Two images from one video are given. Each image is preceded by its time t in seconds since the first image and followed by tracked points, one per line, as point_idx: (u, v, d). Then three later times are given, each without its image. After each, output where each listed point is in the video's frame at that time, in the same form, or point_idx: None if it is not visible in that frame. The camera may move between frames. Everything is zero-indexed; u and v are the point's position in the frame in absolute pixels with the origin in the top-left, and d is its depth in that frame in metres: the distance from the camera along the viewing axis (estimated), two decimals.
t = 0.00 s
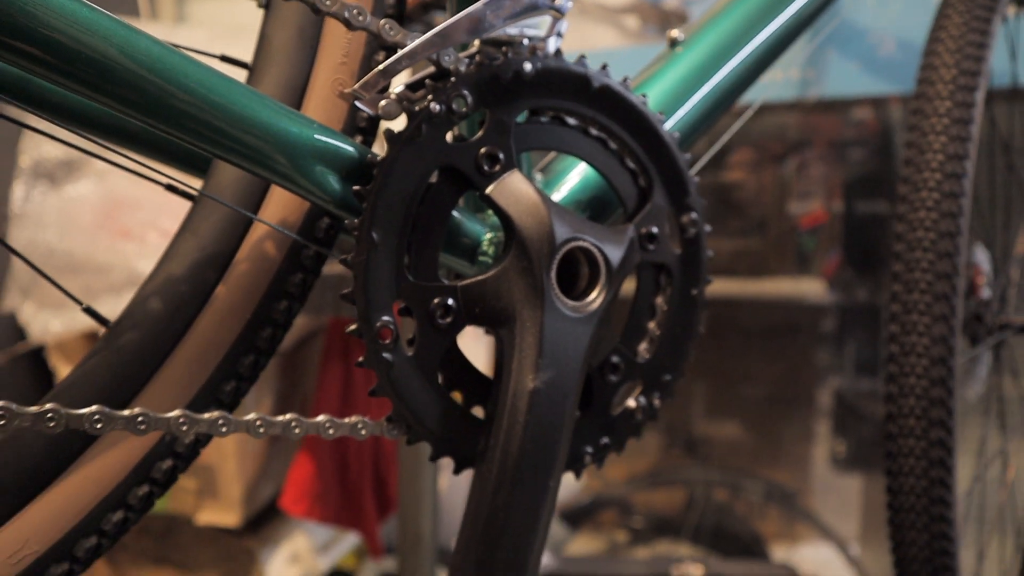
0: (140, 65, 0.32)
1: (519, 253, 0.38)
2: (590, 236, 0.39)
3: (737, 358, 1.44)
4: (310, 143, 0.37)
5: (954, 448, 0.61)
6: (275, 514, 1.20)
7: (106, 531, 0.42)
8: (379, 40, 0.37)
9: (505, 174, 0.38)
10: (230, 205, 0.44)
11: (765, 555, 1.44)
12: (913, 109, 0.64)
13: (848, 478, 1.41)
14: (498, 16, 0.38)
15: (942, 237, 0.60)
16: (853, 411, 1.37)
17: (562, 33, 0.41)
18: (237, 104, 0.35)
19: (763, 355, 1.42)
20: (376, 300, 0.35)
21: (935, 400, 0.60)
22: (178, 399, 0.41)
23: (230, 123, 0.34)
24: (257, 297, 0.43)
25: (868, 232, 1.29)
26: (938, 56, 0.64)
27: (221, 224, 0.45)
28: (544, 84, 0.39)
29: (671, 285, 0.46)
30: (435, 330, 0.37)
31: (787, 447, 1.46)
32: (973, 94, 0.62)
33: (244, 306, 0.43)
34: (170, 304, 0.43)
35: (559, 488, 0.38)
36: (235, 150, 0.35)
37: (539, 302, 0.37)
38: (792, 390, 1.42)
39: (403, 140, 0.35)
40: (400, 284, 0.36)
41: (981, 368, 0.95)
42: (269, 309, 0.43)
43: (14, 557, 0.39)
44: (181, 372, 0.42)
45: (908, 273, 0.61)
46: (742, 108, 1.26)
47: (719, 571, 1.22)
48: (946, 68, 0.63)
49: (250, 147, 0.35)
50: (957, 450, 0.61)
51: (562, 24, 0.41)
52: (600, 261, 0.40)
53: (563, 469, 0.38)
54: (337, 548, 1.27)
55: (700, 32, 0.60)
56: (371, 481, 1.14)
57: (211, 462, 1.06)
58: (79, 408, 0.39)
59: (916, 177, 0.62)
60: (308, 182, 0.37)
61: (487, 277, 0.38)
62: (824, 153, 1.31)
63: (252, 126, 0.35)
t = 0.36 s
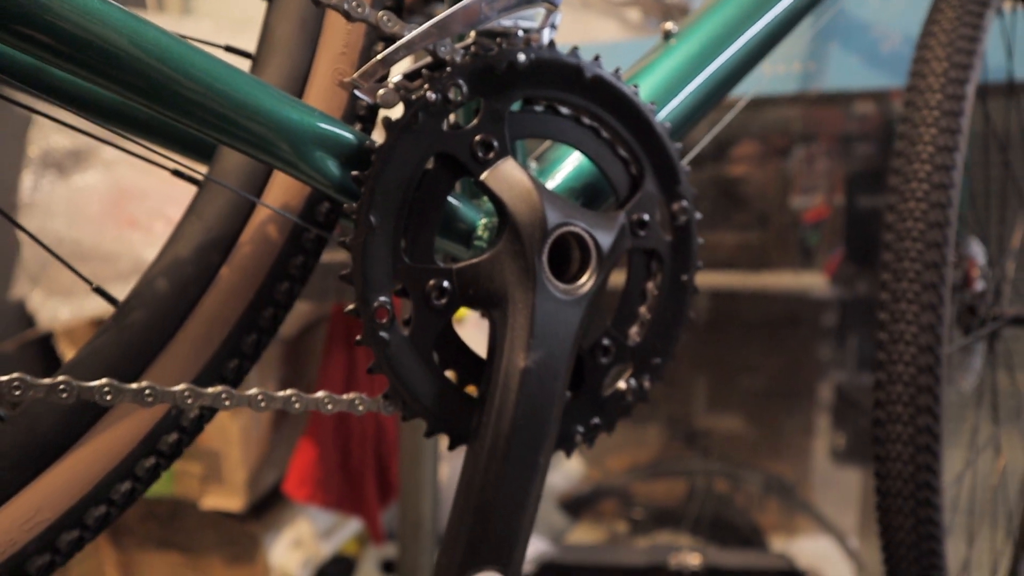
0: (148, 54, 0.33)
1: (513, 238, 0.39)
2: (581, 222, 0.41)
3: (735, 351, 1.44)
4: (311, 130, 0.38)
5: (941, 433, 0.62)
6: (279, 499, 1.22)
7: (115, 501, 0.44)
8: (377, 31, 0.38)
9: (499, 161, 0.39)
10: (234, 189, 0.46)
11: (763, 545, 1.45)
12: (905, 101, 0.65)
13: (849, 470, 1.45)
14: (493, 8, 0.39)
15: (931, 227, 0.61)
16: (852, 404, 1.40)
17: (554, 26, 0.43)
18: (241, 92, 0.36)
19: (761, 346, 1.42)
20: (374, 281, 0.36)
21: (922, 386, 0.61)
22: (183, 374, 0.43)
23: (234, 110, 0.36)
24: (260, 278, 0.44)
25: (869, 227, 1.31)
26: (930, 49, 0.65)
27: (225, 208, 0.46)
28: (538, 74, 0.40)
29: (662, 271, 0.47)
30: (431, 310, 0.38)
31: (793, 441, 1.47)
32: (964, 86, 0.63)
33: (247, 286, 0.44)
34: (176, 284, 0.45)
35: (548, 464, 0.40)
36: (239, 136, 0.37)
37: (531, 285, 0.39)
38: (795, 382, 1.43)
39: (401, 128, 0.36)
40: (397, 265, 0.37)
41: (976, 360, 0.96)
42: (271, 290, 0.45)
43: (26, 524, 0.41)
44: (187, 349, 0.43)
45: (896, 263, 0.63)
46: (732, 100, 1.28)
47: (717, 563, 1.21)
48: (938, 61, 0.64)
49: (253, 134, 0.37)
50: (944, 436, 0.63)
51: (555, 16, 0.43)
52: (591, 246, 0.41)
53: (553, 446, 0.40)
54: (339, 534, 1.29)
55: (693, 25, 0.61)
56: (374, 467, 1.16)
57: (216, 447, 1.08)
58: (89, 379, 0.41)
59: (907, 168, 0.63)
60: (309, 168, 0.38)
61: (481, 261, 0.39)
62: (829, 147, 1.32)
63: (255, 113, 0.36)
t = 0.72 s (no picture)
0: (153, 45, 0.34)
1: (507, 223, 0.40)
2: (573, 207, 0.42)
3: (737, 340, 1.46)
4: (311, 118, 0.39)
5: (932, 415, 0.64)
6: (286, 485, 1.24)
7: (123, 474, 0.45)
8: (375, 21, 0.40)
9: (493, 148, 0.40)
10: (236, 175, 0.47)
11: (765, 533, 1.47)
12: (898, 90, 0.66)
13: (855, 457, 1.45)
14: None
15: (922, 214, 0.62)
16: (855, 394, 1.40)
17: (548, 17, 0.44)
18: (243, 81, 0.37)
19: (764, 339, 1.44)
20: (372, 263, 0.38)
21: (913, 370, 0.63)
22: (189, 353, 0.44)
23: (237, 98, 0.37)
24: (262, 261, 0.46)
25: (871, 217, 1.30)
26: (924, 38, 0.66)
27: (228, 194, 0.48)
28: (531, 63, 0.41)
29: (654, 256, 0.48)
30: (426, 292, 0.40)
31: (798, 431, 1.48)
32: (956, 75, 0.64)
33: (249, 269, 0.46)
34: (181, 267, 0.46)
35: (542, 441, 0.41)
36: (241, 124, 0.38)
37: (524, 268, 0.40)
38: (799, 373, 1.44)
39: (397, 115, 0.37)
40: (394, 249, 0.39)
41: (974, 348, 0.97)
42: (273, 273, 0.46)
43: (39, 495, 0.43)
44: (192, 329, 0.45)
45: (889, 249, 0.64)
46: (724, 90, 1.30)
47: (719, 552, 1.20)
48: (931, 51, 0.65)
49: (255, 122, 0.38)
50: (935, 419, 0.64)
51: (549, 8, 0.44)
52: (583, 231, 0.43)
53: (546, 424, 0.41)
54: (345, 519, 1.31)
55: (687, 16, 0.62)
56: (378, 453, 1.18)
57: (223, 433, 1.10)
58: (97, 356, 0.43)
59: (899, 156, 0.64)
60: (309, 155, 0.40)
61: (476, 246, 0.40)
62: (836, 138, 1.32)
63: (257, 101, 0.38)
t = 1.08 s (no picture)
0: (168, 31, 0.36)
1: (510, 208, 0.41)
2: (575, 193, 0.43)
3: (745, 333, 1.47)
4: (320, 103, 0.40)
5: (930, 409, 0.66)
6: (294, 470, 1.26)
7: (136, 447, 0.47)
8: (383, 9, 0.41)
9: (498, 135, 0.41)
10: (248, 158, 0.48)
11: (770, 527, 1.48)
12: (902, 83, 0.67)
13: (859, 453, 1.46)
14: None
15: (925, 206, 0.64)
16: (860, 388, 1.42)
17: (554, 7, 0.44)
18: (254, 67, 0.38)
19: (770, 334, 1.45)
20: (377, 245, 0.39)
21: (913, 361, 0.64)
22: (200, 330, 0.46)
23: (249, 84, 0.38)
24: (272, 242, 0.47)
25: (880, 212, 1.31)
26: (928, 31, 0.67)
27: (240, 177, 0.49)
28: (536, 52, 0.42)
29: (655, 244, 0.49)
30: (431, 274, 0.41)
31: (805, 426, 1.49)
32: (960, 69, 0.65)
33: (259, 250, 0.47)
34: (194, 247, 0.47)
35: (541, 421, 0.42)
36: (253, 109, 0.39)
37: (526, 253, 0.41)
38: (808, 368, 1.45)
39: (403, 101, 0.38)
40: (399, 231, 0.40)
41: (980, 343, 0.98)
42: (282, 254, 0.48)
43: (55, 466, 0.44)
44: (203, 308, 0.46)
45: (891, 241, 0.65)
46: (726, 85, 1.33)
47: (722, 543, 1.21)
48: (936, 44, 0.66)
49: (266, 107, 0.39)
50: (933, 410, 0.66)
51: None
52: (584, 217, 0.44)
53: (545, 404, 0.42)
54: (352, 505, 1.33)
55: (692, 7, 0.62)
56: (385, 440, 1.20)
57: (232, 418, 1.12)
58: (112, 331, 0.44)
59: (902, 149, 0.65)
60: (319, 139, 0.41)
61: (479, 230, 0.41)
62: (849, 133, 1.32)
63: (268, 87, 0.39)
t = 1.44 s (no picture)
0: (174, 26, 0.37)
1: (507, 198, 0.42)
2: (571, 183, 0.44)
3: (748, 326, 1.47)
4: (322, 96, 0.41)
5: (925, 402, 0.68)
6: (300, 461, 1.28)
7: (144, 430, 0.49)
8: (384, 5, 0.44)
9: (495, 127, 0.42)
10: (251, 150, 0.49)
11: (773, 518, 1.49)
12: (899, 75, 0.70)
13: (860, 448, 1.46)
14: None
15: (919, 196, 0.66)
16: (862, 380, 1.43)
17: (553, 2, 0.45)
18: (258, 60, 0.40)
19: (773, 327, 1.46)
20: (377, 234, 0.40)
21: (907, 349, 0.67)
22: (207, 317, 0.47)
23: (253, 76, 0.39)
24: (275, 232, 0.49)
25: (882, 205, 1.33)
26: (925, 24, 0.70)
27: (244, 168, 0.50)
28: (533, 45, 0.43)
29: (651, 234, 0.50)
30: (430, 262, 0.42)
31: (807, 419, 1.49)
32: (956, 61, 0.67)
33: (263, 239, 0.49)
34: (200, 236, 0.49)
35: (538, 405, 0.43)
36: (257, 101, 0.40)
37: (523, 241, 0.42)
38: (809, 363, 1.45)
39: (403, 95, 0.39)
40: (399, 221, 0.41)
41: (979, 335, 0.98)
42: (285, 243, 0.49)
43: (68, 447, 0.46)
44: (209, 295, 0.48)
45: (885, 231, 0.68)
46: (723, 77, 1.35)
47: (726, 533, 1.21)
48: (933, 37, 0.68)
49: (270, 99, 0.40)
50: (927, 400, 0.69)
51: None
52: (581, 207, 0.45)
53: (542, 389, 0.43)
54: (358, 496, 1.32)
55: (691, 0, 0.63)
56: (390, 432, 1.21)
57: (239, 409, 1.13)
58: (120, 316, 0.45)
59: (897, 140, 0.68)
60: (321, 131, 0.42)
61: (477, 220, 0.42)
62: (856, 126, 1.31)
63: (271, 80, 0.40)
